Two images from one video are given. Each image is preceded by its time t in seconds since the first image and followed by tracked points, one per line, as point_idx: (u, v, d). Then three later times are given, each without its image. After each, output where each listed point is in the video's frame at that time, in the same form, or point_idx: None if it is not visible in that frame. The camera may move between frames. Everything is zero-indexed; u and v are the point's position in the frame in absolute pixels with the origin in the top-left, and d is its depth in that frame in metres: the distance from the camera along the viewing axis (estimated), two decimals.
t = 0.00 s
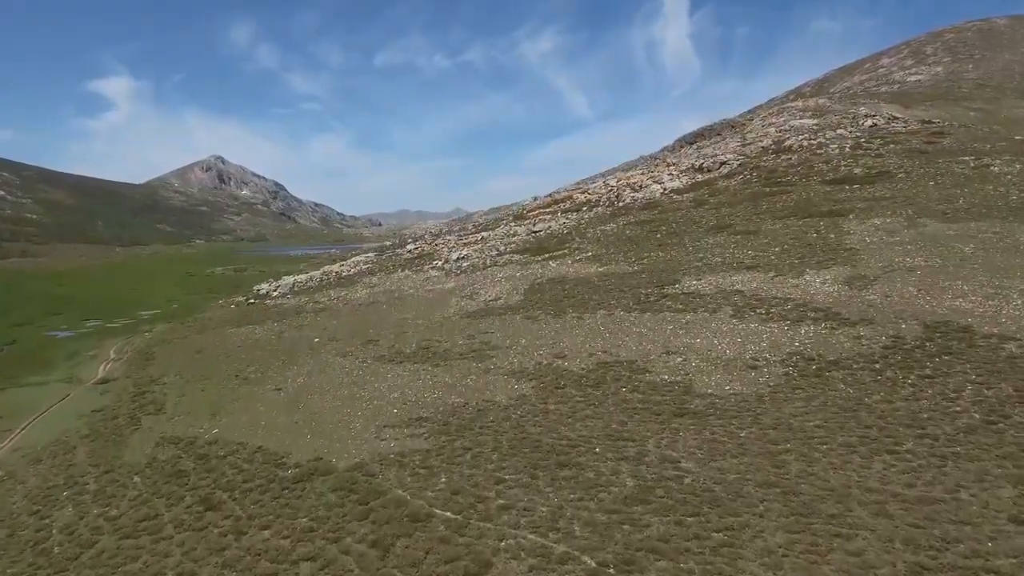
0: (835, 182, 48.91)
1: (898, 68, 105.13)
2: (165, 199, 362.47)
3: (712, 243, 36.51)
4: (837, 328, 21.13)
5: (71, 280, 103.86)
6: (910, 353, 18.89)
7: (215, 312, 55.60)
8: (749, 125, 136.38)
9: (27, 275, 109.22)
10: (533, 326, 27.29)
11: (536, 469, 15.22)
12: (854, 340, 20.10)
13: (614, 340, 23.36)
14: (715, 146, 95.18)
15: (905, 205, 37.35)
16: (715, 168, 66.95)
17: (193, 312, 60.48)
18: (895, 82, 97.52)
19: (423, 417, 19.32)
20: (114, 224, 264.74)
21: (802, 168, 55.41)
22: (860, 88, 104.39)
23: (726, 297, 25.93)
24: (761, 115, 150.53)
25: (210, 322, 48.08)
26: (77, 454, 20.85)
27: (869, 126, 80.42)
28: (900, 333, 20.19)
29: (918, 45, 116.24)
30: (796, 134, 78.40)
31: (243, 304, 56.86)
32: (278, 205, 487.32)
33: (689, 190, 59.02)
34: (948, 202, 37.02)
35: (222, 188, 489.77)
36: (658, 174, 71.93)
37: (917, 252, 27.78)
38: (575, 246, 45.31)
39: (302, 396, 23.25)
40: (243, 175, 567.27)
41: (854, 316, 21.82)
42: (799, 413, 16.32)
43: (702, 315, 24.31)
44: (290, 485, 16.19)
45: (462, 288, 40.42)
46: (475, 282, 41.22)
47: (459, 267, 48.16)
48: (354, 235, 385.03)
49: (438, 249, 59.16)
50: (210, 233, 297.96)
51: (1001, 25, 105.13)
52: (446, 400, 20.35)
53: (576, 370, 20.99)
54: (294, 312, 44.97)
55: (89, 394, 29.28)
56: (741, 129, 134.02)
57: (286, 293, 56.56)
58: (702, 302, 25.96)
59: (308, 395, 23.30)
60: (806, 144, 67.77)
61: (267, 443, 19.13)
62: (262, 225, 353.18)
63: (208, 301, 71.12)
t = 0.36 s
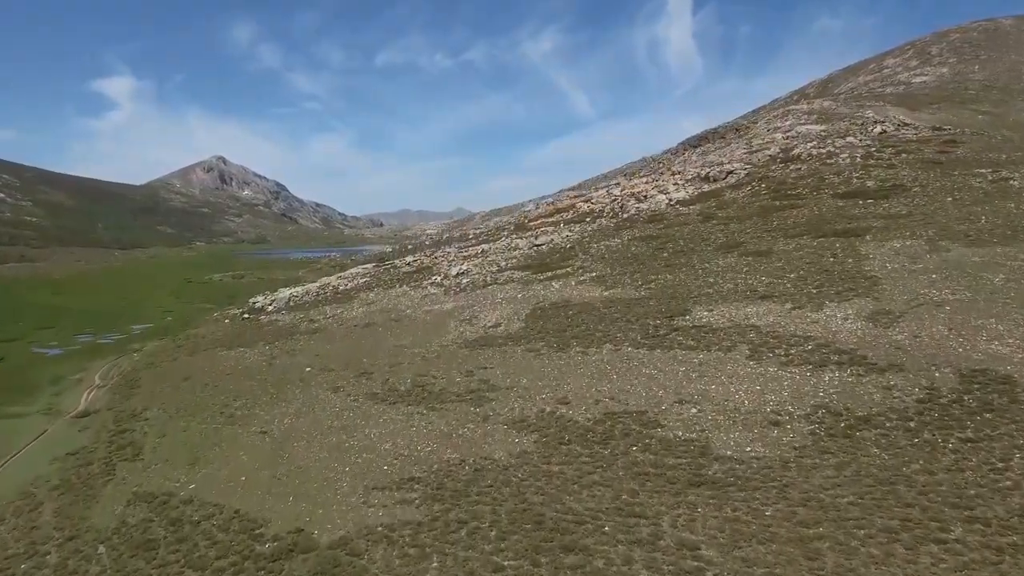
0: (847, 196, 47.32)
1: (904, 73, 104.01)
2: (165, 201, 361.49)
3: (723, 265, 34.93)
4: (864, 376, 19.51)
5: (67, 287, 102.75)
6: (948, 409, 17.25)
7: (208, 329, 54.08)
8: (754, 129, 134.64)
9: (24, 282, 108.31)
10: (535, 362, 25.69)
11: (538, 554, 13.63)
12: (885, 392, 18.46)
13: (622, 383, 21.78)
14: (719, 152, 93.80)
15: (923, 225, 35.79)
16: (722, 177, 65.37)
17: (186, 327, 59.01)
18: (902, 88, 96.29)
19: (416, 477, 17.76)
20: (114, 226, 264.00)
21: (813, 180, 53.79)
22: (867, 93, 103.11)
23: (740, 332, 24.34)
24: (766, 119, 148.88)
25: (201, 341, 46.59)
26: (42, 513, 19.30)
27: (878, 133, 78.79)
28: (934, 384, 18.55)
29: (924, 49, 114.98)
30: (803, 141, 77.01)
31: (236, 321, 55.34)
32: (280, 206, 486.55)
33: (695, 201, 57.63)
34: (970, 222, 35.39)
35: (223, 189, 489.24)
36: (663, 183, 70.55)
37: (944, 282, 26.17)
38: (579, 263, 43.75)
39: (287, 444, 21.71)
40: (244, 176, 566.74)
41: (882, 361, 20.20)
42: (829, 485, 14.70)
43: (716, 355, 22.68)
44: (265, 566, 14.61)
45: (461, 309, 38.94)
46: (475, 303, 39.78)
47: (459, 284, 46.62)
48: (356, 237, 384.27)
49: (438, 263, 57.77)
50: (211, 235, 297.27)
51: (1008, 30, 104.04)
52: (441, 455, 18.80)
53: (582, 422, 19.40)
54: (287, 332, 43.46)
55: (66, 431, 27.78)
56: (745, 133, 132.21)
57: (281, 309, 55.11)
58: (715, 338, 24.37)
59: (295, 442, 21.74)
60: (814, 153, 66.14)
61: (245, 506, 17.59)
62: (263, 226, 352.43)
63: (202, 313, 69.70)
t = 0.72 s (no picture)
0: (861, 211, 45.53)
1: (913, 79, 102.86)
2: (166, 202, 360.28)
3: (733, 290, 33.18)
4: (897, 434, 17.72)
5: (62, 295, 101.49)
6: (995, 479, 15.41)
7: (198, 347, 52.41)
8: (758, 133, 132.80)
9: (20, 290, 107.09)
10: (535, 404, 23.94)
11: None
12: (922, 456, 16.63)
13: (629, 435, 20.05)
14: (724, 159, 92.32)
15: (944, 247, 34.05)
16: (729, 187, 63.61)
17: (176, 343, 57.41)
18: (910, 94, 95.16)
19: (402, 551, 16.06)
20: (113, 229, 263.10)
21: (823, 193, 52.02)
22: (875, 98, 101.69)
23: (756, 374, 22.59)
24: (770, 123, 146.98)
25: (189, 361, 44.94)
26: None
27: (888, 140, 76.96)
28: (977, 447, 16.70)
29: (932, 54, 113.56)
30: (811, 149, 75.39)
31: (227, 338, 53.66)
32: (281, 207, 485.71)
33: (701, 214, 56.04)
34: (994, 244, 33.58)
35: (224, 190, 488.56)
36: (667, 193, 68.95)
37: (975, 317, 24.32)
38: (582, 283, 42.08)
39: (265, 502, 20.00)
40: (246, 177, 566.24)
41: (916, 416, 18.40)
42: None
43: (732, 402, 20.89)
44: None
45: (459, 333, 37.31)
46: (473, 326, 38.15)
47: (457, 304, 44.91)
48: (357, 238, 383.51)
49: (436, 277, 56.26)
50: (211, 237, 296.36)
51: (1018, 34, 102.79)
52: (430, 523, 17.08)
53: (586, 485, 17.65)
54: (278, 355, 41.78)
55: (36, 474, 26.15)
56: (749, 138, 130.32)
57: (274, 325, 53.54)
58: (729, 379, 22.62)
59: (274, 498, 20.08)
60: (824, 162, 64.35)
61: None
62: (264, 228, 351.25)
63: (195, 326, 68.07)
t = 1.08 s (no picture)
0: (875, 228, 43.62)
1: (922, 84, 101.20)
2: (165, 204, 358.67)
3: (744, 319, 31.28)
4: (937, 509, 15.79)
5: (55, 304, 99.93)
6: None
7: (185, 366, 50.51)
8: (763, 139, 130.77)
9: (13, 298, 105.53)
10: (534, 454, 22.12)
11: None
12: (969, 538, 14.65)
13: (637, 500, 18.22)
14: (729, 166, 90.61)
15: (969, 272, 32.15)
16: (735, 199, 61.69)
17: (165, 360, 55.56)
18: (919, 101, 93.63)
19: None
20: (112, 232, 261.85)
21: (835, 207, 50.10)
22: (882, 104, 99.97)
23: (774, 425, 20.75)
24: (774, 128, 144.89)
25: (174, 385, 43.09)
26: None
27: (897, 149, 75.00)
28: None
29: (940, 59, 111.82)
30: (819, 158, 73.60)
31: (217, 358, 51.83)
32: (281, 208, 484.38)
33: (707, 228, 54.29)
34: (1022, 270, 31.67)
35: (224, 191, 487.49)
36: (671, 203, 67.17)
37: (1012, 359, 22.41)
38: (584, 305, 40.24)
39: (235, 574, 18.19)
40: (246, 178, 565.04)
41: (957, 486, 16.50)
42: None
43: (750, 461, 19.04)
44: None
45: (455, 360, 35.54)
46: (470, 352, 36.40)
47: (454, 326, 43.08)
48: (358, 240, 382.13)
49: (434, 292, 54.55)
50: (211, 240, 295.01)
51: None
52: None
53: (590, 566, 15.78)
54: (266, 379, 40.02)
55: None
56: (753, 143, 128.41)
57: (266, 343, 51.85)
58: (745, 430, 20.79)
59: (246, 568, 18.27)
60: (833, 172, 62.41)
61: None
62: (264, 230, 349.83)
63: (186, 340, 66.30)
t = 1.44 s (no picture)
0: (890, 247, 41.72)
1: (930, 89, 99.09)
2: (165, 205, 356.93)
3: (756, 351, 29.39)
4: None
5: (45, 312, 98.11)
6: None
7: (171, 388, 48.61)
8: (767, 143, 128.84)
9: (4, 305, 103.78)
10: (531, 514, 20.25)
11: None
12: None
13: None
14: (733, 174, 88.82)
15: (998, 301, 30.19)
16: (741, 211, 59.80)
17: (152, 380, 53.64)
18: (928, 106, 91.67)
19: None
20: (111, 234, 260.37)
21: (847, 222, 48.19)
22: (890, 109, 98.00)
23: (796, 487, 18.82)
24: (778, 131, 142.90)
25: (157, 411, 41.20)
26: None
27: (907, 157, 73.08)
28: None
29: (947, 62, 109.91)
30: (827, 167, 71.75)
31: (205, 378, 49.99)
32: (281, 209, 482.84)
33: (713, 243, 52.49)
34: None
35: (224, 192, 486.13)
36: (675, 214, 65.33)
37: None
38: (585, 329, 38.37)
39: None
40: (246, 179, 563.69)
41: (1007, 573, 14.41)
42: None
43: (770, 533, 17.14)
44: None
45: (450, 391, 33.74)
46: (465, 381, 34.58)
47: (450, 350, 41.25)
48: (358, 241, 380.46)
49: (430, 309, 52.77)
50: (209, 241, 293.33)
51: None
52: None
53: None
54: (253, 407, 38.21)
55: None
56: (757, 148, 126.62)
57: (257, 363, 50.06)
58: (764, 492, 18.91)
59: None
60: (843, 183, 60.50)
61: None
62: (263, 231, 348.21)
63: (176, 355, 64.41)
